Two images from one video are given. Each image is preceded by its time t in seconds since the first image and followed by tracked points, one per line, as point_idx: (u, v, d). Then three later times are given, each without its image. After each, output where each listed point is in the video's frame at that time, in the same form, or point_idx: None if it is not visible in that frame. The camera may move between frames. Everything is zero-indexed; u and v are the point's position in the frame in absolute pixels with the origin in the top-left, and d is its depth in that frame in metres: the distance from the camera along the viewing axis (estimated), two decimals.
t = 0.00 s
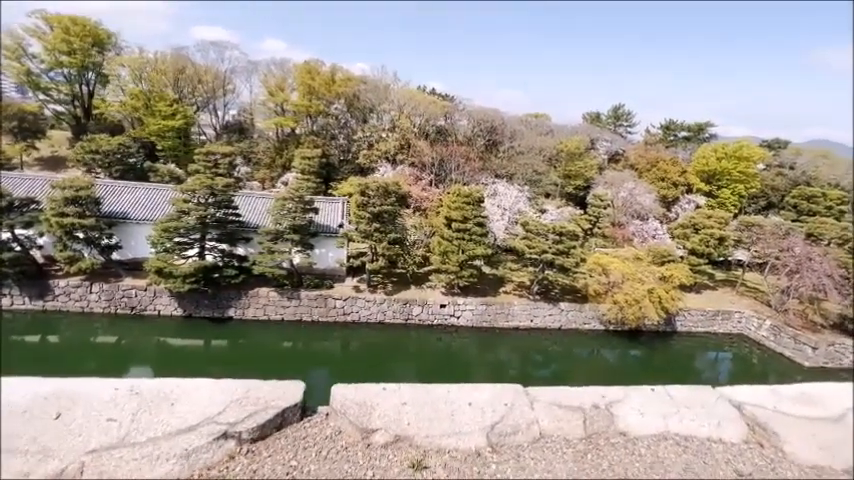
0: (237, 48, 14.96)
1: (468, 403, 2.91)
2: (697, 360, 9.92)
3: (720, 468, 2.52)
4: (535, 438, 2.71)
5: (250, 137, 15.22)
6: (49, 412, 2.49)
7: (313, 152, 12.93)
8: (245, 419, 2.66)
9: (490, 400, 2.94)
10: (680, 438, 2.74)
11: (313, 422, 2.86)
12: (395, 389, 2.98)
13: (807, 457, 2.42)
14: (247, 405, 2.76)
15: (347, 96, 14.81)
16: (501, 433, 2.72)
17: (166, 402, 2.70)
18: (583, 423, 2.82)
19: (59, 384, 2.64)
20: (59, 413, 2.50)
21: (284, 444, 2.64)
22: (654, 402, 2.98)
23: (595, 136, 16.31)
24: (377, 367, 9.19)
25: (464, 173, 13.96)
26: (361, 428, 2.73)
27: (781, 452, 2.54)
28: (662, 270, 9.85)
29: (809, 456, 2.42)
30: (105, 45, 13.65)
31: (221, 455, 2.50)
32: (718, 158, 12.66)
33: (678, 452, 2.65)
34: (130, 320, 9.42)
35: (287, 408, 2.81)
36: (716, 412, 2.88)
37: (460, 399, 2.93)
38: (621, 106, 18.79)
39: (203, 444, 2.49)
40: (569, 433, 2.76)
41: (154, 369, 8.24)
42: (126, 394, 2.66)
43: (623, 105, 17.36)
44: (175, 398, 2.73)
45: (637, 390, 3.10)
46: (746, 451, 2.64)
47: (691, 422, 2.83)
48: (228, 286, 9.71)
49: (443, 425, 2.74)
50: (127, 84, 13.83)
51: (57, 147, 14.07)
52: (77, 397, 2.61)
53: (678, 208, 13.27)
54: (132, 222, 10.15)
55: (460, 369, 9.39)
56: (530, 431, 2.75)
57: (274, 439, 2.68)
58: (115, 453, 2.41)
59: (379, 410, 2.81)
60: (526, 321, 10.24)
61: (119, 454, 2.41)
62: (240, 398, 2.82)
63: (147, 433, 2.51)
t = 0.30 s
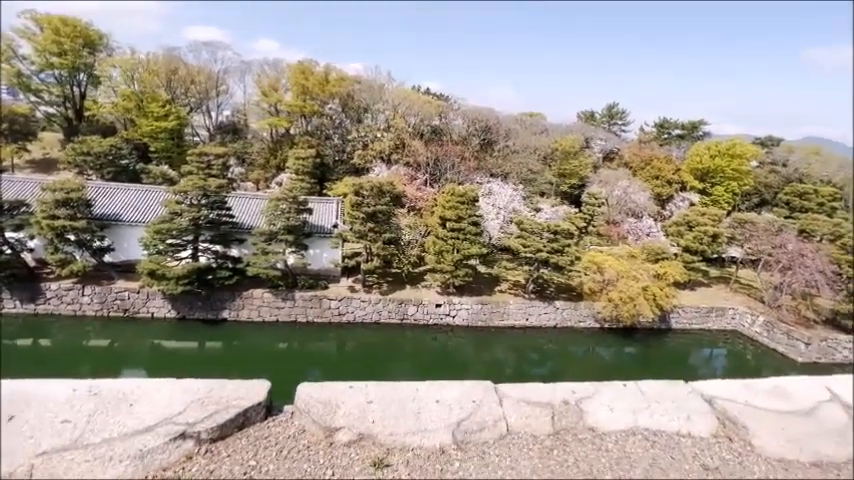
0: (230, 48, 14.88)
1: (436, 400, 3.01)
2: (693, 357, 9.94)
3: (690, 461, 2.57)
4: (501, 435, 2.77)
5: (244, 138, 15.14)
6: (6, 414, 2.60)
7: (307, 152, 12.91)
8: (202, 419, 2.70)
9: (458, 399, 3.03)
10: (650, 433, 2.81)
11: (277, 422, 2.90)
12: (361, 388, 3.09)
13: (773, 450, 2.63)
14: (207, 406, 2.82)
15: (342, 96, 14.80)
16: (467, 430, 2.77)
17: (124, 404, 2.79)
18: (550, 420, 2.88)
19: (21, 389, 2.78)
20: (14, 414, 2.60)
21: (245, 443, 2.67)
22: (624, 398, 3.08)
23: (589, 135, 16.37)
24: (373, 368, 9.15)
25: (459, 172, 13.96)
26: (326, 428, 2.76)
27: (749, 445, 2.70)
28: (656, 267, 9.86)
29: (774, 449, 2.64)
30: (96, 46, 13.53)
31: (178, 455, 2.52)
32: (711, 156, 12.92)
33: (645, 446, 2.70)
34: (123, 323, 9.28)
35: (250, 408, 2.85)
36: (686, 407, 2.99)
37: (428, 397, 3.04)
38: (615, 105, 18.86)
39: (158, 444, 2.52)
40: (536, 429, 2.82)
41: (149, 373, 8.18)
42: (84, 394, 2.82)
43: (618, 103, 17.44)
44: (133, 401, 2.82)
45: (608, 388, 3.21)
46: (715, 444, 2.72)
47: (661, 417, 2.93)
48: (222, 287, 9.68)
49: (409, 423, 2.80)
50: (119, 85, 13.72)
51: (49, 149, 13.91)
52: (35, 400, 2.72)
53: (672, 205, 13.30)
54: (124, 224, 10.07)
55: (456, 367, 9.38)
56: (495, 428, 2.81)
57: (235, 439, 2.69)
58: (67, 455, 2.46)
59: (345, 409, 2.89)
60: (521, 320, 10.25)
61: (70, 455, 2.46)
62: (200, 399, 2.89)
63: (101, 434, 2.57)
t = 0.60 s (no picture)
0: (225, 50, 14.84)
1: (407, 401, 2.97)
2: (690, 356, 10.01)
3: (662, 460, 2.55)
4: (471, 436, 2.76)
5: (240, 140, 15.09)
6: None
7: (302, 154, 13.00)
8: (165, 423, 2.65)
9: (430, 399, 3.00)
10: (624, 431, 2.79)
11: (245, 425, 2.88)
12: (331, 389, 3.05)
13: (748, 449, 2.56)
14: (171, 409, 2.76)
15: (338, 97, 14.80)
16: (437, 431, 2.76)
17: (85, 407, 2.64)
18: (523, 420, 2.87)
19: None
20: None
21: (208, 448, 2.65)
22: (598, 398, 3.07)
23: (585, 135, 16.42)
24: (370, 369, 9.13)
25: (456, 172, 13.95)
26: (295, 430, 2.74)
27: (723, 444, 2.64)
28: (653, 267, 9.71)
29: (749, 448, 2.55)
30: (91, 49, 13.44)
31: (138, 460, 2.48)
32: (706, 155, 12.79)
33: (617, 445, 2.68)
34: (118, 326, 9.26)
35: (215, 411, 2.81)
36: (661, 406, 2.96)
37: (400, 398, 2.99)
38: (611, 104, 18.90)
39: (119, 448, 2.46)
40: (508, 430, 2.81)
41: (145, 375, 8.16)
42: (44, 398, 2.48)
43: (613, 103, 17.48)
44: (95, 404, 2.69)
45: (583, 387, 3.19)
46: (689, 443, 2.70)
47: (636, 416, 2.90)
48: (217, 290, 9.63)
49: (378, 424, 2.77)
50: (113, 88, 13.64)
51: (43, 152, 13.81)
52: None
53: (668, 205, 13.33)
54: (119, 227, 10.02)
55: (454, 367, 9.38)
56: (465, 429, 2.80)
57: (198, 443, 2.67)
58: (24, 460, 2.13)
59: (314, 412, 2.84)
60: (518, 319, 10.25)
61: (27, 461, 2.13)
62: (164, 403, 2.82)
63: (60, 439, 2.35)
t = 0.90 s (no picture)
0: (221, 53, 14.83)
1: (384, 405, 2.83)
2: (689, 356, 10.06)
3: (642, 463, 2.51)
4: (448, 440, 2.69)
5: (237, 142, 15.06)
6: None
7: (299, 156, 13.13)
8: (133, 429, 2.50)
9: (409, 401, 2.88)
10: (604, 434, 2.73)
11: (217, 430, 2.78)
12: (307, 393, 2.92)
13: (730, 450, 2.49)
14: (141, 415, 2.61)
15: (335, 100, 14.85)
16: (413, 435, 2.67)
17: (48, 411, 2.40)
18: (502, 423, 2.80)
19: None
20: None
21: (176, 454, 2.54)
22: (581, 399, 2.95)
23: (582, 135, 16.48)
24: (369, 371, 9.09)
25: (453, 173, 13.98)
26: (267, 435, 2.65)
27: (705, 446, 2.58)
28: (650, 266, 9.69)
29: (731, 449, 2.49)
30: (87, 53, 13.38)
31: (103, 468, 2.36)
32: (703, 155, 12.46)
33: (597, 448, 2.63)
34: (114, 331, 9.24)
35: (185, 416, 2.69)
36: (644, 407, 2.87)
37: (377, 402, 2.84)
38: (608, 105, 18.97)
39: (84, 456, 2.32)
40: (486, 434, 2.75)
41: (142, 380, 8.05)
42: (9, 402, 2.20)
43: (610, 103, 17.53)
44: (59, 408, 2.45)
45: (566, 388, 3.08)
46: (670, 445, 2.65)
47: (618, 418, 2.81)
48: (215, 293, 9.63)
49: (352, 429, 2.67)
50: (110, 90, 13.54)
51: (40, 155, 13.73)
52: None
53: (666, 204, 13.25)
54: (115, 230, 9.99)
55: (452, 368, 9.39)
56: (443, 433, 2.71)
57: (167, 449, 2.56)
58: None
59: (287, 416, 2.74)
60: (516, 320, 10.26)
61: None
62: (134, 408, 2.63)
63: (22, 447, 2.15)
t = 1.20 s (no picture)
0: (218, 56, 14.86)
1: (355, 412, 2.85)
2: (687, 356, 10.26)
3: (622, 469, 2.46)
4: (421, 448, 2.66)
5: (234, 145, 14.99)
6: None
7: (296, 160, 13.14)
8: (90, 439, 2.51)
9: (381, 408, 2.88)
10: (584, 439, 2.70)
11: (183, 440, 2.73)
12: (276, 401, 2.92)
13: (711, 455, 2.51)
14: (101, 425, 2.62)
15: (332, 103, 14.86)
16: (384, 443, 2.64)
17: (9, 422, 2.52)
18: (478, 429, 2.79)
19: None
20: None
21: (136, 466, 2.51)
22: (563, 401, 2.98)
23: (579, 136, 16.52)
24: (365, 375, 9.04)
25: (450, 175, 14.00)
26: (232, 444, 2.60)
27: (686, 451, 2.58)
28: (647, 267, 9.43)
29: (712, 454, 2.51)
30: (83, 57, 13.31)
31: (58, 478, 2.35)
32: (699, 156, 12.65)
33: (576, 454, 2.59)
34: (110, 336, 9.17)
35: (148, 426, 2.66)
36: (625, 411, 2.85)
37: (349, 408, 2.87)
38: (604, 106, 19.03)
39: (35, 468, 2.33)
40: (461, 440, 2.72)
41: (135, 384, 8.06)
42: None
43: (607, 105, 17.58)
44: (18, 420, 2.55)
45: (546, 393, 3.09)
46: (652, 450, 2.62)
47: (598, 422, 2.80)
48: (211, 296, 9.59)
49: (321, 437, 2.64)
50: (106, 95, 13.55)
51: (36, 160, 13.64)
52: None
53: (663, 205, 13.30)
54: (111, 234, 9.96)
55: (449, 370, 9.40)
56: (415, 440, 2.69)
57: (127, 460, 2.53)
58: None
59: (253, 424, 2.72)
60: (514, 322, 10.21)
61: None
62: (92, 418, 2.66)
63: None
